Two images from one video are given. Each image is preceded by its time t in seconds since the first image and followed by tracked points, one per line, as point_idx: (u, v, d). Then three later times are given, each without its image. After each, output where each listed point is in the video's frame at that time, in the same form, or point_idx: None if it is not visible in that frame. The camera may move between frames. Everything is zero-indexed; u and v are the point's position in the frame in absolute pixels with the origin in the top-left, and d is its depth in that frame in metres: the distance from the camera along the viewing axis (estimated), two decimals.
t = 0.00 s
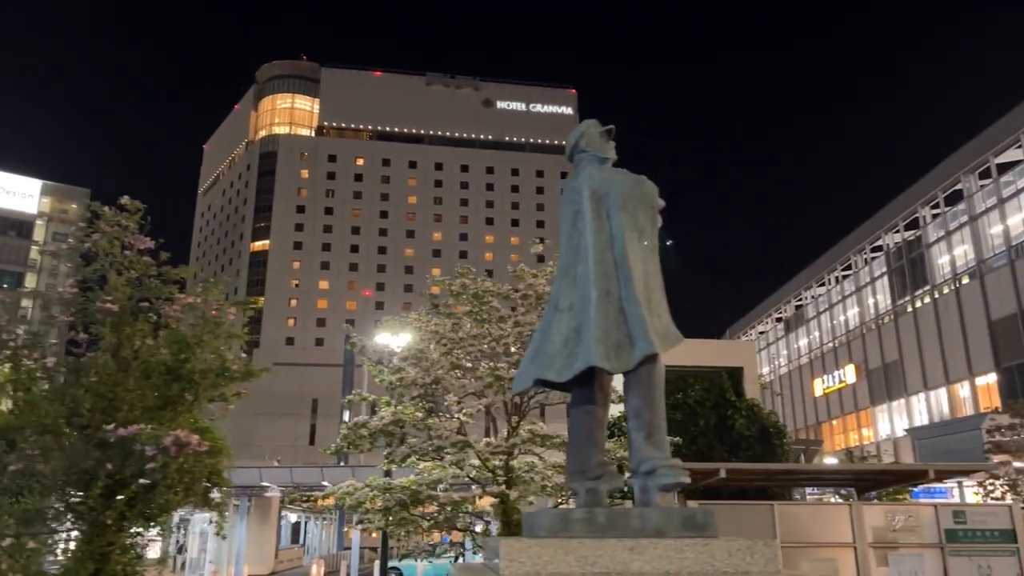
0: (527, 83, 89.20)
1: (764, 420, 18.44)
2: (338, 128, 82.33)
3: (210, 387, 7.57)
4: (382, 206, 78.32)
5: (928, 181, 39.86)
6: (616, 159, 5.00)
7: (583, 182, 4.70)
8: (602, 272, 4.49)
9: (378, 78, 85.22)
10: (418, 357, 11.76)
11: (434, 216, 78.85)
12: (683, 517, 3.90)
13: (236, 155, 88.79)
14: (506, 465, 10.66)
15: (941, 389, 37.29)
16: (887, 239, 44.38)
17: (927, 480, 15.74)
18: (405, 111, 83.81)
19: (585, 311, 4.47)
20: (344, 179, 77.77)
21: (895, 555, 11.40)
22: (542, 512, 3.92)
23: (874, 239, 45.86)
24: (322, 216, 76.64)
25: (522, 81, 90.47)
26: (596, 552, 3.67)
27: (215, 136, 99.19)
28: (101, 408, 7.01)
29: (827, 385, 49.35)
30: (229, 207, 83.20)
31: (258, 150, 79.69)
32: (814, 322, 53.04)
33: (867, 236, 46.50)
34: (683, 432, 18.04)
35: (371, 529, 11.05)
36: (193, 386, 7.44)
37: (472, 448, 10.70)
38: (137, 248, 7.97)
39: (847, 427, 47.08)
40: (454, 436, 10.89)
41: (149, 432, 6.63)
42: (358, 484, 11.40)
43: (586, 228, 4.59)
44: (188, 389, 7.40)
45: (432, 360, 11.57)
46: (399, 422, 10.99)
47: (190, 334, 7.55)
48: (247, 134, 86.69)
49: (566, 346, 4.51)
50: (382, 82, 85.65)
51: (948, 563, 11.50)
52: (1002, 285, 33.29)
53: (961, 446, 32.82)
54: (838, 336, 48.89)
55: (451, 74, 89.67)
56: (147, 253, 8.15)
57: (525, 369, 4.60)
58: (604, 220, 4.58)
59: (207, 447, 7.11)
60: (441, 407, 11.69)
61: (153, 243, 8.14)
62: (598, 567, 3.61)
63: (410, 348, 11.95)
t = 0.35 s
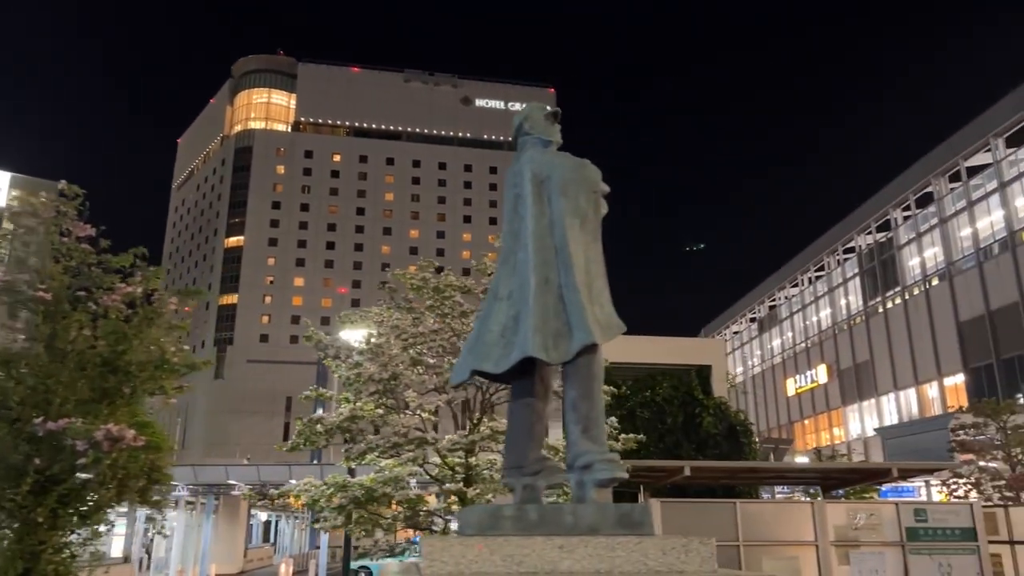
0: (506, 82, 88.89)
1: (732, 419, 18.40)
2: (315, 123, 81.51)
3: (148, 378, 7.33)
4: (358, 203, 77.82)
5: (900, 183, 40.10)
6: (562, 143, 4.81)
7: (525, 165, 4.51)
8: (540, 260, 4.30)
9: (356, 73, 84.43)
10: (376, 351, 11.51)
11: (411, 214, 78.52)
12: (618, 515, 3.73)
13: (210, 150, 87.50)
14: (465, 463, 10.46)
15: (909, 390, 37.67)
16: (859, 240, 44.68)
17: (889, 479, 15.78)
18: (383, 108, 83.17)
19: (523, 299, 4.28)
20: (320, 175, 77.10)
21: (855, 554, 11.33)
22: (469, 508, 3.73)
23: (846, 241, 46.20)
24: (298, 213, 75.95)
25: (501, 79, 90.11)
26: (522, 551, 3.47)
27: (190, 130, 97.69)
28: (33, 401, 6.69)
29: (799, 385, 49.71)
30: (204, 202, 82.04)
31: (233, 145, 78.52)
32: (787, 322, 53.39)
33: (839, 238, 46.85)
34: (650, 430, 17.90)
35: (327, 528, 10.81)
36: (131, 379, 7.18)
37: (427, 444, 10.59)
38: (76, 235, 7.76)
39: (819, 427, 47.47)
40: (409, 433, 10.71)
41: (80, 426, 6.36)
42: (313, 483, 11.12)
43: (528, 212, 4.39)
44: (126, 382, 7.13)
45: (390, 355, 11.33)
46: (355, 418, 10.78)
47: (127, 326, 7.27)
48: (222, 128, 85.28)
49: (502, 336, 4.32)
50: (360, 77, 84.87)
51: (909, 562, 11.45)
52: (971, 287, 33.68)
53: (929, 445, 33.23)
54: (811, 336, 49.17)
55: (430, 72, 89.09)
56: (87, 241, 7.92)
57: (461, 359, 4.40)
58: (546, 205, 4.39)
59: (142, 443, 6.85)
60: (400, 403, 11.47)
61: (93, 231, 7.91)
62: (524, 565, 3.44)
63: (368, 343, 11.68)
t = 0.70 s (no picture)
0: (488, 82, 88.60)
1: (703, 418, 18.35)
2: (295, 121, 80.72)
3: (82, 373, 7.07)
4: (339, 202, 77.29)
5: (877, 186, 40.26)
6: (503, 127, 4.58)
7: (459, 148, 4.28)
8: (475, 247, 4.07)
9: (337, 71, 83.67)
10: (338, 350, 11.23)
11: (392, 213, 78.10)
12: (548, 516, 3.52)
13: (189, 146, 86.46)
14: (425, 462, 10.21)
15: (885, 391, 37.89)
16: (837, 242, 44.73)
17: (856, 480, 15.75)
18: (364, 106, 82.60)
19: (456, 289, 4.04)
20: (301, 173, 76.49)
21: (822, 555, 11.22)
22: (390, 509, 3.49)
23: (824, 243, 46.25)
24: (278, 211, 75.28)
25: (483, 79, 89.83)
26: (441, 554, 3.25)
27: (168, 126, 96.47)
28: None
29: (777, 387, 49.92)
30: (182, 200, 81.03)
31: (212, 142, 77.59)
32: (765, 324, 53.56)
33: (818, 240, 46.96)
34: (620, 430, 17.68)
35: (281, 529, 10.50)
36: (64, 375, 6.91)
37: (385, 443, 10.43)
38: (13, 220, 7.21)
39: (796, 428, 47.61)
40: (367, 431, 10.49)
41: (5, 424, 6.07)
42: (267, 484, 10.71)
43: (463, 198, 4.16)
44: (59, 378, 6.86)
45: (351, 353, 11.07)
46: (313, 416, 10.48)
47: (59, 317, 7.09)
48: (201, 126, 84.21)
49: (435, 327, 4.06)
50: (342, 75, 84.21)
51: (875, 562, 11.36)
52: (946, 289, 33.88)
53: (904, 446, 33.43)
54: (789, 337, 49.32)
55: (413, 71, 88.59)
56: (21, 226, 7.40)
57: (390, 353, 4.14)
58: (482, 190, 4.16)
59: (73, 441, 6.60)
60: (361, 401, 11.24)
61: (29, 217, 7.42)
62: (442, 568, 3.22)
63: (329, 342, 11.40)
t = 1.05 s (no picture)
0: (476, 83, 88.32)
1: (680, 418, 18.19)
2: (282, 121, 80.17)
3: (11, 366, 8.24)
4: (325, 202, 76.84)
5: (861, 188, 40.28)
6: (438, 107, 4.36)
7: (387, 126, 4.07)
8: (401, 230, 3.86)
9: (324, 70, 83.16)
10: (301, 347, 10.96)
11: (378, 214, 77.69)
12: (466, 515, 3.30)
13: (174, 146, 85.75)
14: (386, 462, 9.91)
15: (868, 393, 38.01)
16: (820, 245, 44.74)
17: (829, 480, 15.66)
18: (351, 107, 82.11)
19: (380, 274, 3.83)
20: (286, 173, 76.01)
21: (792, 556, 11.07)
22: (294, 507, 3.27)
23: (808, 245, 46.29)
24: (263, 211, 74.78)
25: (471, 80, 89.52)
26: (342, 555, 3.04)
27: (154, 125, 95.74)
28: None
29: (761, 389, 49.98)
30: (166, 199, 80.35)
31: (198, 142, 77.03)
32: (750, 326, 53.61)
33: (802, 242, 47.00)
34: (595, 431, 17.59)
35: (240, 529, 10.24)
36: None
37: (343, 443, 10.16)
38: None
39: (780, 429, 47.59)
40: (327, 430, 10.22)
41: None
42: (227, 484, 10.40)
43: (388, 178, 3.95)
44: None
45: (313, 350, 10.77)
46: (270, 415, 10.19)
47: None
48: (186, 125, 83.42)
49: (357, 315, 3.85)
50: (329, 75, 83.66)
51: (846, 563, 11.23)
52: (928, 291, 33.93)
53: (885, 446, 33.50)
54: (773, 339, 49.38)
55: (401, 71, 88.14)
56: None
57: (313, 342, 3.92)
58: (410, 170, 3.95)
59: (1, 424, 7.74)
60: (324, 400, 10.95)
61: None
62: (341, 569, 3.00)
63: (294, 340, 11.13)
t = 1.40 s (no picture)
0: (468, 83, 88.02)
1: (661, 419, 17.97)
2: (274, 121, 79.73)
3: None
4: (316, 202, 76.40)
5: (853, 188, 40.18)
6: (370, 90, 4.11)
7: (310, 109, 3.84)
8: (320, 217, 3.62)
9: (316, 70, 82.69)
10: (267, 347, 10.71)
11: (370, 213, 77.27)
12: (377, 522, 3.06)
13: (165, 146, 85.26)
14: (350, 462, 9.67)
15: (858, 394, 37.89)
16: (811, 245, 44.65)
17: (811, 482, 15.40)
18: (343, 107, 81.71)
19: (297, 265, 3.59)
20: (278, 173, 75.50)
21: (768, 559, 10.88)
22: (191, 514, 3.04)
23: (800, 246, 46.18)
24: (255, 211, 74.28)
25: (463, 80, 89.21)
26: (237, 565, 2.82)
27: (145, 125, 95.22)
28: None
29: (752, 390, 49.83)
30: (157, 199, 79.90)
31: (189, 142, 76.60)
32: (741, 327, 53.45)
33: (793, 243, 46.84)
34: (577, 432, 17.35)
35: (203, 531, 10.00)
36: None
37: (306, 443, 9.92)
38: None
39: (771, 430, 47.40)
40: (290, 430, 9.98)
41: None
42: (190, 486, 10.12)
43: (309, 163, 3.71)
44: None
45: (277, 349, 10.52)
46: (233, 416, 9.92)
47: None
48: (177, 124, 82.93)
49: (273, 310, 3.60)
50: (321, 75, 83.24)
51: (823, 566, 11.01)
52: (917, 293, 33.82)
53: (874, 447, 33.38)
54: (763, 341, 49.24)
55: (393, 71, 87.73)
56: None
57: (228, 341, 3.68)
58: (332, 154, 3.72)
59: None
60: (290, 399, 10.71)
61: None
62: None
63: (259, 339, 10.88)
